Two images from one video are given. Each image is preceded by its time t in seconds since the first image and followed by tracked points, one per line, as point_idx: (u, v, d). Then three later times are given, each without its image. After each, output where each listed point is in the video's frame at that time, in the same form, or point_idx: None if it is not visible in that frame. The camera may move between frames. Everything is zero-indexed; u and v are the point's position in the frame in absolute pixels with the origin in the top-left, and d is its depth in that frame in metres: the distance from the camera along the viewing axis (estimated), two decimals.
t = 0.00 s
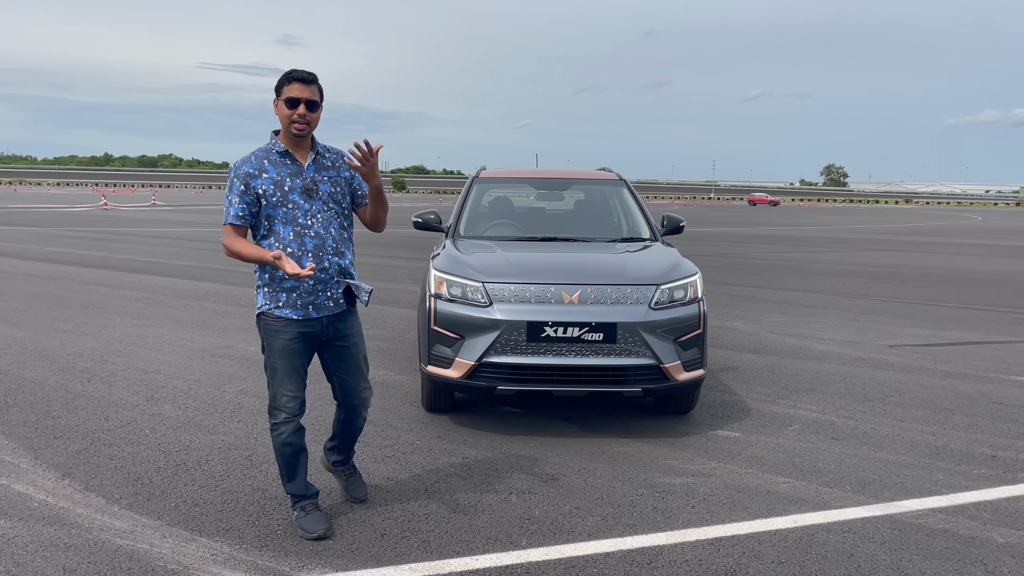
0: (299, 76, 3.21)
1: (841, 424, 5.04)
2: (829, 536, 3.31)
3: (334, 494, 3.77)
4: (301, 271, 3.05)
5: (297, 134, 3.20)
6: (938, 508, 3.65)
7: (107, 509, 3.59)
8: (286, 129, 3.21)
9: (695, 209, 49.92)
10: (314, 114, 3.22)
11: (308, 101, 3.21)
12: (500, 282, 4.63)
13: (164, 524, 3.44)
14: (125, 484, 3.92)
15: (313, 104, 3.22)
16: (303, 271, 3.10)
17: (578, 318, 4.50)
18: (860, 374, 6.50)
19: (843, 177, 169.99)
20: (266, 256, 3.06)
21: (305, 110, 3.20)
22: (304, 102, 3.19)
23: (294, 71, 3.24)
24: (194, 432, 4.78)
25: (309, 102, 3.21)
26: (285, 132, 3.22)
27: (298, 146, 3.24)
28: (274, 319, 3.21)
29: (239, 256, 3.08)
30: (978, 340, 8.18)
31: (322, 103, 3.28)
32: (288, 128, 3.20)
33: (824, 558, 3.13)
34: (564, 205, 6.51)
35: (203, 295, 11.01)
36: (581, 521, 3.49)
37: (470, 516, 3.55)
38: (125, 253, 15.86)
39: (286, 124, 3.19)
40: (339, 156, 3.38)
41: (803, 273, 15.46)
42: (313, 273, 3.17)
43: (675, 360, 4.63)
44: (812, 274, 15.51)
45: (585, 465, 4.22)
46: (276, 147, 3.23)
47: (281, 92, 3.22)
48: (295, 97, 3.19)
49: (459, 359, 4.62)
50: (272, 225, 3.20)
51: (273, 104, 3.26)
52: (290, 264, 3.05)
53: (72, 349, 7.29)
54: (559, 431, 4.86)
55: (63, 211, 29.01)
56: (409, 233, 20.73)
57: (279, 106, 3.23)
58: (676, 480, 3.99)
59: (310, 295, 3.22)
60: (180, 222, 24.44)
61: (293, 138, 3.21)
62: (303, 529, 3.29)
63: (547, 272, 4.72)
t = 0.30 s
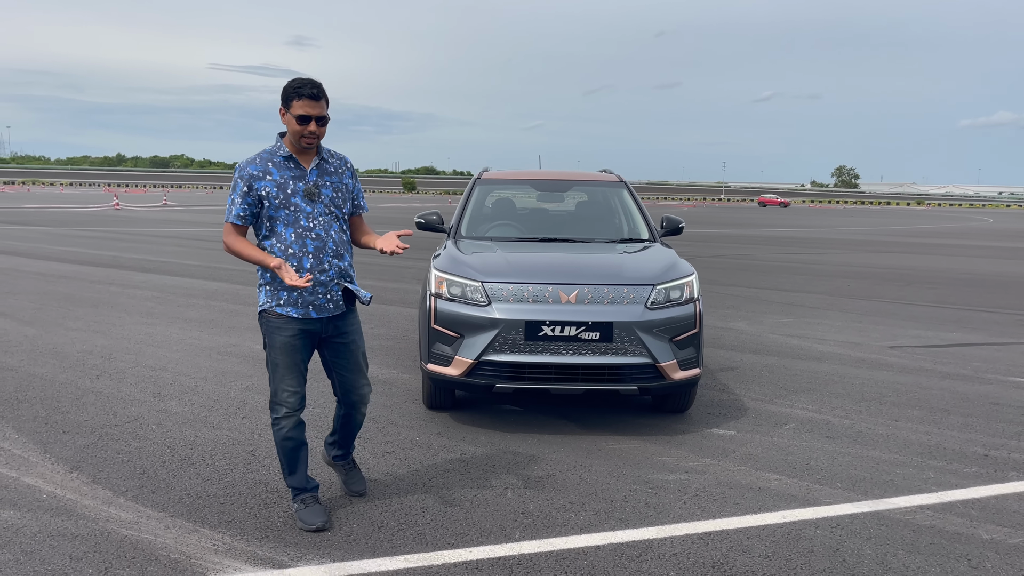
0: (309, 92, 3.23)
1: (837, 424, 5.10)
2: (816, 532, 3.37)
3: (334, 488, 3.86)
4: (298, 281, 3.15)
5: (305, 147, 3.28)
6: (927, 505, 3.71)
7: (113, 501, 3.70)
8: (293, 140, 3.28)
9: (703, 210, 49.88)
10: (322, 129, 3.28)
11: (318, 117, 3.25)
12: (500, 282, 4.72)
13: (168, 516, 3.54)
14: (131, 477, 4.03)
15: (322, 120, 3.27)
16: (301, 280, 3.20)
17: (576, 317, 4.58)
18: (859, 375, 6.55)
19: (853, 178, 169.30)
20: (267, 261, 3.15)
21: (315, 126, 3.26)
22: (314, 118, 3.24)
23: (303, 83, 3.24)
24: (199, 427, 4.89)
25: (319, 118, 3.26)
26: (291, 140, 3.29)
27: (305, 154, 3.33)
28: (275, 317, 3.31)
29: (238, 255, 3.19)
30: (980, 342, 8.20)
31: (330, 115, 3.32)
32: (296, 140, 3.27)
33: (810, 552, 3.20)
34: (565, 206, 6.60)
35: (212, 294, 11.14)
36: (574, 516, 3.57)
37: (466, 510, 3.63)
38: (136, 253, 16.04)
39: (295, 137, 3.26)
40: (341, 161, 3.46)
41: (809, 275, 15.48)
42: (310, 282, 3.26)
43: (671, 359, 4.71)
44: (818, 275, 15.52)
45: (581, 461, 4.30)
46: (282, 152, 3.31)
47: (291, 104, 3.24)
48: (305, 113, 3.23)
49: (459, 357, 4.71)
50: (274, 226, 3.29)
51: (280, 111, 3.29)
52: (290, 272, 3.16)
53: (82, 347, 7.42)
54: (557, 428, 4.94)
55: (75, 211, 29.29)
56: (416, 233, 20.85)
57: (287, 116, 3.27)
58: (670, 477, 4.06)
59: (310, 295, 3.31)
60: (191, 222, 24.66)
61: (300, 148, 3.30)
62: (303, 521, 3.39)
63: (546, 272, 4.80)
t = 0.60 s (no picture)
0: (314, 89, 3.31)
1: (834, 422, 5.14)
2: (807, 527, 3.42)
3: (334, 481, 3.93)
4: (306, 280, 3.22)
5: (309, 144, 3.34)
6: (919, 502, 3.75)
7: (118, 492, 3.78)
8: (298, 137, 3.34)
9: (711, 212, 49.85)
10: (326, 126, 3.35)
11: (322, 114, 3.33)
12: (500, 281, 4.78)
13: (171, 507, 3.61)
14: (136, 469, 4.11)
15: (327, 117, 3.35)
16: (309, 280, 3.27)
17: (574, 316, 4.64)
18: (859, 375, 6.59)
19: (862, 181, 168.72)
20: (275, 259, 3.25)
21: (319, 123, 3.33)
22: (317, 115, 3.31)
23: (308, 82, 3.33)
24: (204, 422, 4.97)
25: (322, 115, 3.33)
26: (295, 138, 3.36)
27: (309, 153, 3.39)
28: (278, 312, 3.38)
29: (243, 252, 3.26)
30: (981, 343, 8.22)
31: (334, 114, 3.39)
32: (301, 138, 3.33)
33: (800, 546, 3.25)
34: (566, 206, 6.66)
35: (219, 293, 11.24)
36: (569, 509, 3.63)
37: (462, 503, 3.70)
38: (145, 252, 16.18)
39: (299, 133, 3.32)
40: (345, 160, 3.53)
41: (814, 277, 15.48)
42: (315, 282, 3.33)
43: (668, 357, 4.76)
44: (824, 277, 15.53)
45: (578, 457, 4.36)
46: (287, 151, 3.37)
47: (295, 101, 3.32)
48: (310, 109, 3.30)
49: (459, 354, 4.77)
50: (279, 223, 3.35)
51: (286, 110, 3.36)
52: (298, 272, 3.22)
53: (90, 344, 7.52)
54: (555, 425, 5.00)
55: (86, 209, 29.49)
56: (422, 234, 20.94)
57: (291, 114, 3.34)
58: (665, 473, 4.12)
59: (314, 292, 3.38)
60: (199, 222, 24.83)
61: (304, 146, 3.36)
62: (302, 512, 3.46)
63: (546, 271, 4.86)
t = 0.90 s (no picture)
0: (306, 84, 3.44)
1: (830, 422, 5.19)
2: (797, 523, 3.49)
3: (334, 476, 4.01)
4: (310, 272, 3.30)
5: (303, 137, 3.43)
6: (908, 499, 3.81)
7: (124, 485, 3.87)
8: (293, 132, 3.45)
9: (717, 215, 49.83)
10: (318, 119, 3.44)
11: (314, 106, 3.43)
12: (498, 280, 4.86)
13: (175, 499, 3.70)
14: (141, 463, 4.20)
15: (319, 110, 3.44)
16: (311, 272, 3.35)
17: (571, 315, 4.71)
18: (857, 377, 6.64)
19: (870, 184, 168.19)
20: (279, 253, 3.32)
21: (311, 115, 3.43)
22: (309, 106, 3.41)
23: (302, 79, 3.47)
24: (208, 418, 5.06)
25: (314, 107, 3.43)
26: (293, 135, 3.46)
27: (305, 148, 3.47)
28: (280, 310, 3.45)
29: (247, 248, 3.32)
30: (982, 346, 8.25)
31: (328, 109, 3.50)
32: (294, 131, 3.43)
33: (789, 541, 3.31)
34: (567, 207, 6.73)
35: (226, 292, 11.35)
36: (563, 505, 3.70)
37: (459, 498, 3.77)
38: (153, 252, 16.32)
39: (294, 127, 3.42)
40: (343, 160, 3.62)
41: (818, 280, 15.51)
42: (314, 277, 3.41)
43: (664, 357, 4.83)
44: (828, 280, 15.55)
45: (574, 455, 4.43)
46: (284, 148, 3.47)
47: (291, 96, 3.45)
48: (302, 102, 3.42)
49: (458, 353, 4.85)
50: (279, 221, 3.43)
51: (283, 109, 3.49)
52: (303, 265, 3.31)
53: (98, 342, 7.63)
54: (553, 424, 5.07)
55: (97, 210, 29.75)
56: (428, 236, 21.04)
57: (287, 110, 3.46)
58: (659, 470, 4.18)
59: (314, 288, 3.46)
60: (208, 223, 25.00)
61: (299, 141, 3.45)
62: (302, 505, 3.53)
63: (544, 271, 4.94)
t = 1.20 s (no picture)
0: (306, 89, 3.52)
1: (825, 425, 5.24)
2: (787, 523, 3.54)
3: (334, 475, 4.08)
4: (300, 278, 3.36)
5: (302, 140, 3.51)
6: (899, 501, 3.86)
7: (128, 482, 3.95)
8: (293, 136, 3.53)
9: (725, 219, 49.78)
10: (317, 123, 3.52)
11: (313, 110, 3.51)
12: (497, 283, 4.92)
13: (177, 496, 3.78)
14: (145, 461, 4.28)
15: (319, 115, 3.53)
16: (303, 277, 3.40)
17: (569, 318, 4.77)
18: (856, 380, 6.68)
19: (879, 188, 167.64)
20: (272, 257, 3.39)
21: (310, 119, 3.50)
22: (308, 111, 3.49)
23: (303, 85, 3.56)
24: (211, 417, 5.14)
25: (314, 112, 3.51)
26: (292, 140, 3.54)
27: (303, 151, 3.55)
28: (279, 312, 3.52)
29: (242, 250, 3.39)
30: (982, 350, 8.27)
31: (327, 114, 3.58)
32: (294, 135, 3.51)
33: (778, 541, 3.36)
34: (567, 211, 6.80)
35: (232, 294, 11.46)
36: (558, 504, 3.76)
37: (455, 497, 3.84)
38: (161, 254, 16.46)
39: (292, 131, 3.50)
40: (340, 166, 3.70)
41: (823, 284, 15.54)
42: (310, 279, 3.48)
43: (661, 359, 4.89)
44: (832, 284, 15.56)
45: (571, 455, 4.49)
46: (283, 152, 3.55)
47: (291, 101, 3.53)
48: (302, 106, 3.50)
49: (458, 354, 4.92)
50: (277, 224, 3.51)
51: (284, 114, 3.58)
52: (293, 271, 3.36)
53: (105, 342, 7.73)
54: (551, 425, 5.14)
55: (106, 212, 29.96)
56: (435, 238, 21.14)
57: (287, 115, 3.54)
58: (654, 470, 4.24)
59: (311, 289, 3.52)
60: (216, 225, 25.18)
61: (298, 145, 3.53)
62: (301, 502, 3.61)
63: (542, 274, 5.00)
